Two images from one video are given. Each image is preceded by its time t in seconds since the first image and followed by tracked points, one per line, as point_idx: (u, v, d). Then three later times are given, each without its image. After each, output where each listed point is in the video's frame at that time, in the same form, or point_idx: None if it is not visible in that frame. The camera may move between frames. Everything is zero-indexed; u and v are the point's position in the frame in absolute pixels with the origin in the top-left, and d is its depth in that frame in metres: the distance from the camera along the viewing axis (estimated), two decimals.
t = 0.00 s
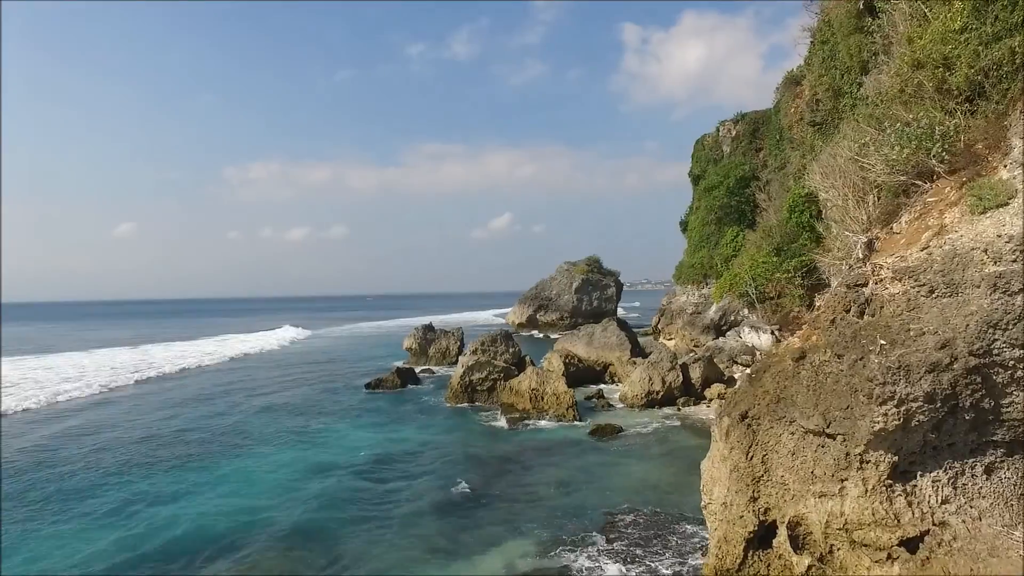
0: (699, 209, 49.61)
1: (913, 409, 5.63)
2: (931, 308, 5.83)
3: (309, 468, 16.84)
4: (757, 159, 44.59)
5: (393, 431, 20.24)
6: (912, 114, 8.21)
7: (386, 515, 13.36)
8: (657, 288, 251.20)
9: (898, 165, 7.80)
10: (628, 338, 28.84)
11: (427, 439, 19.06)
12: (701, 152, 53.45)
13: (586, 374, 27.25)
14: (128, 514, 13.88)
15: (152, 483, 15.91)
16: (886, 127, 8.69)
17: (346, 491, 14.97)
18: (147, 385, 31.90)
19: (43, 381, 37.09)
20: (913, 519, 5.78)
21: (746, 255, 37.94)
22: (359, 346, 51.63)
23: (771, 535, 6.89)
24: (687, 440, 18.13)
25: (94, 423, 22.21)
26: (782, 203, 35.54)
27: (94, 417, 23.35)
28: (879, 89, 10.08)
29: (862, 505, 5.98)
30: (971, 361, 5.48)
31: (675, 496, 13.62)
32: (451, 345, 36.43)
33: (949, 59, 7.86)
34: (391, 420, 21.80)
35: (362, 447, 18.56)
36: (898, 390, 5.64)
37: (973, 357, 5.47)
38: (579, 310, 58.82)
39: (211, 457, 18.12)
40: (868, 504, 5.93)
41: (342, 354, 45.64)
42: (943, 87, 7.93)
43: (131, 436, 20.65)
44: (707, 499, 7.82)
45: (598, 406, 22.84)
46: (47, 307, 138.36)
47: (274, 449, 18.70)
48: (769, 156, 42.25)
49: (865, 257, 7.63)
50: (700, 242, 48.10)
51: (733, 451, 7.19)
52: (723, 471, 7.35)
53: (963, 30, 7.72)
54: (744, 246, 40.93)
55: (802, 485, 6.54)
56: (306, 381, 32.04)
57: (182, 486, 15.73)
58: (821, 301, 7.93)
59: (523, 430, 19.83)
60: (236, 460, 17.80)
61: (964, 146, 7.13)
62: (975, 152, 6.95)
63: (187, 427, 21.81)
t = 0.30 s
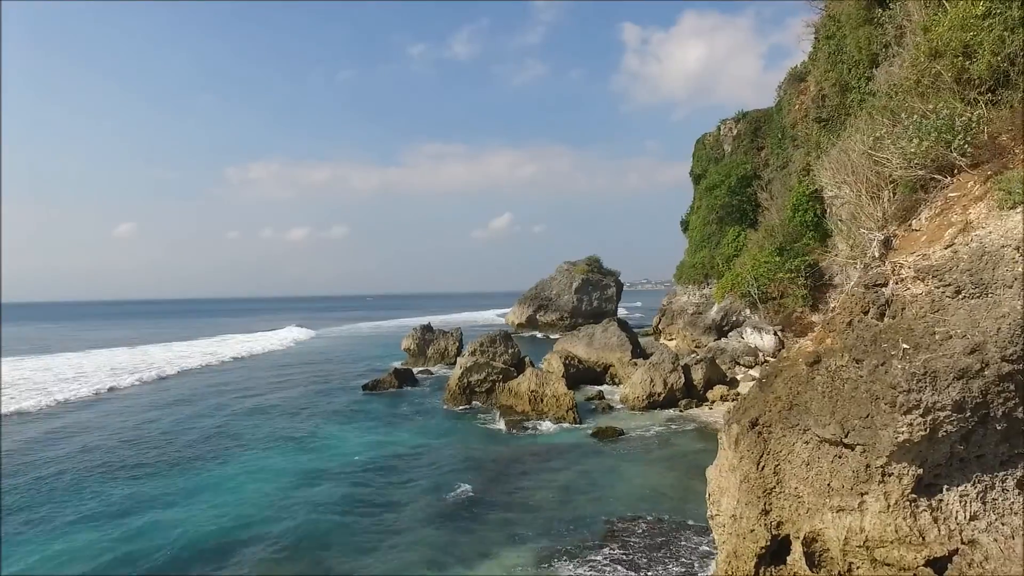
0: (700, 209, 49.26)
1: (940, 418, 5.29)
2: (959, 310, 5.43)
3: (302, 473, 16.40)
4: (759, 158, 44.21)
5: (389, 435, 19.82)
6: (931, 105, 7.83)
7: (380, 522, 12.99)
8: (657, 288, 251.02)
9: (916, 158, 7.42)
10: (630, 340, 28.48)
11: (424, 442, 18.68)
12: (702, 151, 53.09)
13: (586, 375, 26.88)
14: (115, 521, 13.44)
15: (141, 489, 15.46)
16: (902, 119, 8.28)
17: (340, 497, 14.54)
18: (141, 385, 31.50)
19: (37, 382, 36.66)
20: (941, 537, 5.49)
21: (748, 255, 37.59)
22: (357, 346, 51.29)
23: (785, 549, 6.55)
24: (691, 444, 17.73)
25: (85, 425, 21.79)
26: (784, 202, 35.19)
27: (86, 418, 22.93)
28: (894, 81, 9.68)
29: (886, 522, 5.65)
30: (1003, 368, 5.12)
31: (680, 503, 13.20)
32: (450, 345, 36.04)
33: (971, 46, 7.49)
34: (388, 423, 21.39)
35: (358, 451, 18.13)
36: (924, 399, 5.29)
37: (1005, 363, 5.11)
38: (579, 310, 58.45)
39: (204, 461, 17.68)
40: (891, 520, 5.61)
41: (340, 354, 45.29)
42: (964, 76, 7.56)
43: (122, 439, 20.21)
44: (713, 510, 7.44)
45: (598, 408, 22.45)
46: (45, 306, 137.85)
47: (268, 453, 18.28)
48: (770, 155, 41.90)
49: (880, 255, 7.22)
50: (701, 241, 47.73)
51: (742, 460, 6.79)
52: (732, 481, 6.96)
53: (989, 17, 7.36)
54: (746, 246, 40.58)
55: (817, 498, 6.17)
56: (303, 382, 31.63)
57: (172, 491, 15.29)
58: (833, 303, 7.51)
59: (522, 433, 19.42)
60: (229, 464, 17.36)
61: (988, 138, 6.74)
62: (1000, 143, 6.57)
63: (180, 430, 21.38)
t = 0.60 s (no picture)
0: (702, 208, 48.87)
1: (977, 431, 4.98)
2: (993, 313, 5.05)
3: (297, 478, 15.97)
4: (761, 156, 43.82)
5: (386, 438, 19.38)
6: (954, 95, 7.42)
7: (374, 531, 12.58)
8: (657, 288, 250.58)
9: (940, 151, 7.03)
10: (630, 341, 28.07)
11: (421, 446, 18.26)
12: (703, 149, 52.70)
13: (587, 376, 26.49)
14: (102, 529, 12.99)
15: (130, 494, 15.01)
16: (924, 111, 7.90)
17: (335, 504, 14.10)
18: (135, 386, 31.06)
19: (31, 382, 36.20)
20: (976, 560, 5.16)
21: (750, 254, 37.18)
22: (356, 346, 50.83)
23: (802, 568, 6.19)
24: (695, 449, 17.31)
25: (76, 427, 21.33)
26: (787, 201, 34.82)
27: (78, 420, 22.49)
28: (912, 72, 9.28)
29: (914, 542, 5.29)
30: None
31: (685, 512, 12.78)
32: (449, 346, 35.61)
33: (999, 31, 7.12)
34: (385, 426, 20.96)
35: (353, 456, 17.70)
36: (959, 410, 4.96)
37: None
38: (579, 311, 58.02)
39: (196, 465, 17.24)
40: (920, 541, 5.26)
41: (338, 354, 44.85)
42: (989, 63, 7.18)
43: (113, 442, 19.77)
44: (723, 524, 7.07)
45: (599, 411, 22.05)
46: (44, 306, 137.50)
47: (261, 457, 17.84)
48: (773, 153, 41.52)
49: (902, 254, 6.80)
50: (703, 241, 47.33)
51: (756, 472, 6.42)
52: (744, 494, 6.59)
53: None
54: (749, 245, 40.25)
55: (838, 515, 5.80)
56: (299, 383, 31.21)
57: (162, 496, 14.84)
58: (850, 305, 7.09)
59: (522, 437, 19.00)
60: (221, 469, 16.92)
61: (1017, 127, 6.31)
62: None
63: (173, 433, 20.93)
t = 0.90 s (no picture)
0: (705, 207, 48.37)
1: None
2: None
3: (293, 483, 15.56)
4: (765, 155, 43.27)
5: (386, 442, 18.97)
6: (987, 80, 6.95)
7: (372, 540, 12.11)
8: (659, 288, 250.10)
9: (973, 142, 6.56)
10: (633, 344, 27.67)
11: (420, 451, 17.82)
12: (706, 148, 52.18)
13: (588, 379, 26.07)
14: (91, 537, 12.59)
15: (123, 500, 14.61)
16: (953, 100, 7.42)
17: (332, 511, 13.69)
18: (130, 388, 30.56)
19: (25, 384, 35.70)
20: None
21: (754, 254, 36.71)
22: (356, 347, 50.46)
23: None
24: (702, 454, 16.87)
25: (70, 429, 20.98)
26: (792, 200, 34.35)
27: (73, 422, 22.12)
28: (938, 60, 8.77)
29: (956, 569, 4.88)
30: None
31: (693, 520, 12.33)
32: (449, 347, 35.19)
33: None
34: (384, 429, 20.55)
35: (352, 460, 17.28)
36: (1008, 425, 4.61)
37: None
38: (581, 311, 57.50)
39: (191, 470, 16.84)
40: (961, 567, 4.86)
41: (338, 355, 44.47)
42: None
43: (106, 445, 19.31)
44: (740, 541, 6.67)
45: (602, 414, 21.59)
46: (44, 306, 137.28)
47: (258, 461, 17.44)
48: (778, 152, 40.98)
49: (933, 253, 6.36)
50: (706, 241, 46.86)
51: (777, 488, 5.99)
52: (763, 511, 6.17)
53: None
54: (754, 245, 39.81)
55: (867, 536, 5.37)
56: (298, 385, 30.83)
57: (154, 503, 14.44)
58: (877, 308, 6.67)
59: (524, 441, 18.57)
60: (216, 473, 16.52)
61: None
62: None
63: (168, 435, 20.56)
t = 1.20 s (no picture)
0: (711, 206, 47.81)
1: None
2: None
3: (292, 489, 15.19)
4: (772, 153, 42.67)
5: (387, 447, 18.56)
6: None
7: (371, 552, 11.66)
8: (663, 287, 249.27)
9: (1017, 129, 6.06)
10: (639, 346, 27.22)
11: (422, 456, 17.36)
12: (712, 147, 51.59)
13: (593, 381, 25.57)
14: (84, 547, 12.24)
15: (119, 508, 14.30)
16: (993, 87, 6.92)
17: (330, 520, 13.29)
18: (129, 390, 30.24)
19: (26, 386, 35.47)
20: None
21: (762, 253, 36.18)
22: (359, 347, 50.18)
23: None
24: (711, 460, 16.38)
25: (69, 431, 20.73)
26: (801, 198, 33.80)
27: (72, 424, 21.88)
28: (971, 47, 8.37)
29: None
30: None
31: (703, 531, 11.84)
32: (453, 348, 34.76)
33: None
34: (385, 432, 20.15)
35: (352, 466, 16.89)
36: None
37: None
38: (585, 311, 56.98)
39: (188, 476, 16.49)
40: None
41: (341, 355, 44.19)
42: None
43: (102, 449, 18.94)
44: (765, 562, 6.23)
45: (608, 417, 21.07)
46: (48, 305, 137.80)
47: (257, 466, 17.09)
48: (785, 150, 40.38)
49: (977, 251, 5.84)
50: (712, 240, 46.30)
51: (806, 508, 5.56)
52: (790, 532, 5.74)
53: None
54: (761, 244, 39.25)
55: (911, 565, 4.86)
56: (300, 386, 30.52)
57: (150, 511, 14.10)
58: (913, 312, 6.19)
59: (528, 446, 18.10)
60: (214, 479, 16.16)
61: None
62: None
63: (168, 438, 20.26)
